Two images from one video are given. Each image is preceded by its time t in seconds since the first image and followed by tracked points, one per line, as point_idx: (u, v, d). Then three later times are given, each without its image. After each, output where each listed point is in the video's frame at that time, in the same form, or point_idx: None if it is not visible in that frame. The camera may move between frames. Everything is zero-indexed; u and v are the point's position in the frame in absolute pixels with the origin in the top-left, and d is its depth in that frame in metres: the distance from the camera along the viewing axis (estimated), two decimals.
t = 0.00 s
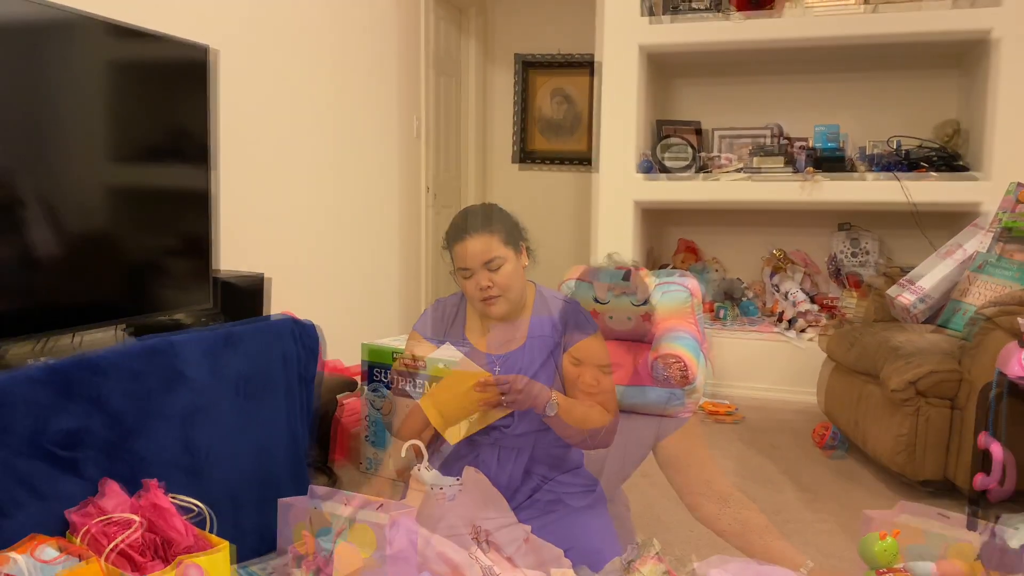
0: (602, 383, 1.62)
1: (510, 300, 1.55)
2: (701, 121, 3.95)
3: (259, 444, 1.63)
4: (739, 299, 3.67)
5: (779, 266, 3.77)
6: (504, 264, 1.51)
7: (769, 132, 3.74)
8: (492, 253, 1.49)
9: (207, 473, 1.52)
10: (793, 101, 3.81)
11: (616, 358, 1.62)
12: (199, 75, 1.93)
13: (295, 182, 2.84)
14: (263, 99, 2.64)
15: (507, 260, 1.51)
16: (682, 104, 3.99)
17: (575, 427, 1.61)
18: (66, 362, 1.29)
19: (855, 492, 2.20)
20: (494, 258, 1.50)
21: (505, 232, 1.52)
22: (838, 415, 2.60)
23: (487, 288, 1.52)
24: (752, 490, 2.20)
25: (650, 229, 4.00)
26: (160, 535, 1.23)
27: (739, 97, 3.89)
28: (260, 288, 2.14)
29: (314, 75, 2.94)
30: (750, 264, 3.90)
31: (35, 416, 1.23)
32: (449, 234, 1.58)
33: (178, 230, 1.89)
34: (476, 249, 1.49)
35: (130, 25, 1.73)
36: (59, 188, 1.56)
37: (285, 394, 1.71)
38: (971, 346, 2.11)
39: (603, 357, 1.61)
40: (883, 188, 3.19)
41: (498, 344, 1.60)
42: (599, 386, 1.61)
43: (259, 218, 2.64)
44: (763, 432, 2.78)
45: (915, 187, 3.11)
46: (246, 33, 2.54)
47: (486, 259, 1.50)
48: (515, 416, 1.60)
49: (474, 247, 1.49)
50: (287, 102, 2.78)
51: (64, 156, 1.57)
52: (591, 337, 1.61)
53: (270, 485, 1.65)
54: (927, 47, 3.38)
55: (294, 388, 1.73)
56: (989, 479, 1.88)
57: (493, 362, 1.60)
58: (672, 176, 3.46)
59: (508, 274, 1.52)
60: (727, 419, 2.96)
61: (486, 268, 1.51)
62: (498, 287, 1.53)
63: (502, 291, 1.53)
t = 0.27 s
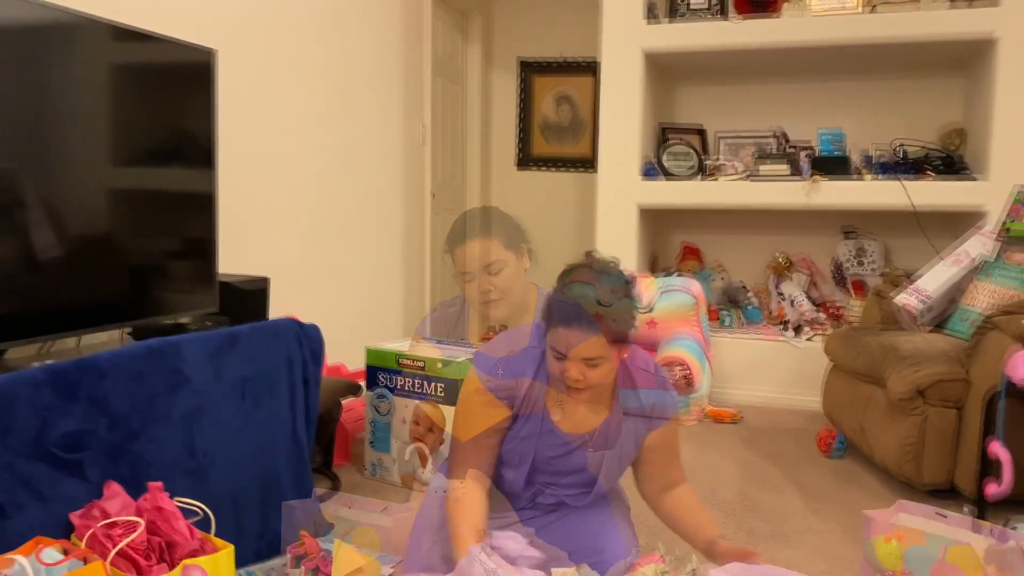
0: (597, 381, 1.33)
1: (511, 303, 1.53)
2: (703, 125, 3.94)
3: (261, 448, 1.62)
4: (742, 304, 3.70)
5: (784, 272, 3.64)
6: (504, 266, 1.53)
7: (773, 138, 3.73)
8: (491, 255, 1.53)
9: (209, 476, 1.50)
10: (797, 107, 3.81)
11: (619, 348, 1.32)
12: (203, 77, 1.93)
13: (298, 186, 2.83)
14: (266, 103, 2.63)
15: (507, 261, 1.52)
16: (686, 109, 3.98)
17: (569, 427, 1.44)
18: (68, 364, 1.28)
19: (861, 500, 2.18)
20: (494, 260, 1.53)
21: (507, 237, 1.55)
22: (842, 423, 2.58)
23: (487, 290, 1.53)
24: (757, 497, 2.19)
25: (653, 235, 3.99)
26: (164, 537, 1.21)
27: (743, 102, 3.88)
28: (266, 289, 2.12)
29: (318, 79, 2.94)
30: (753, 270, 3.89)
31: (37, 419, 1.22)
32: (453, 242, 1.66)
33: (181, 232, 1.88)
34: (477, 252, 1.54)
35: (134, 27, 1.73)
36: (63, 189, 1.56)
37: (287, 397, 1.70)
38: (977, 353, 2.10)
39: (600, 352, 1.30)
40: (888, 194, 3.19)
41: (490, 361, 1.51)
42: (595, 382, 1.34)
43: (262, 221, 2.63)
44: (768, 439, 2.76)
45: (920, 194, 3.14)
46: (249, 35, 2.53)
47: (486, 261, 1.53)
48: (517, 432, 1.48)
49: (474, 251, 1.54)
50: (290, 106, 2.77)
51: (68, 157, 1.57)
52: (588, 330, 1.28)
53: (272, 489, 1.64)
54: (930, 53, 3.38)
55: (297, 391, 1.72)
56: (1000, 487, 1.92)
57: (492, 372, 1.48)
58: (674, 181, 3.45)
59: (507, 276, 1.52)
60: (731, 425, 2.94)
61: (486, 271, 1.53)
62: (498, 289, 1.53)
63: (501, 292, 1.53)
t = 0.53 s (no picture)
0: (553, 364, 1.27)
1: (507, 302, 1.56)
2: (703, 127, 3.95)
3: (260, 448, 1.62)
4: (742, 307, 3.71)
5: (783, 273, 3.66)
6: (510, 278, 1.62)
7: (773, 140, 3.74)
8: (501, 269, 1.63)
9: (207, 476, 1.50)
10: (797, 108, 3.81)
11: (572, 330, 1.27)
12: (202, 78, 1.93)
13: (298, 187, 2.83)
14: (266, 104, 2.63)
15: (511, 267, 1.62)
16: (685, 111, 3.98)
17: (551, 419, 1.41)
18: (67, 364, 1.28)
19: (860, 500, 2.18)
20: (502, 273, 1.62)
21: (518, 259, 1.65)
22: (841, 424, 2.58)
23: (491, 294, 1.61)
24: (756, 498, 2.19)
25: (652, 236, 3.99)
26: (162, 538, 1.22)
27: (743, 104, 3.89)
28: (266, 289, 2.13)
29: (317, 79, 2.94)
30: (752, 271, 3.89)
31: (36, 419, 1.22)
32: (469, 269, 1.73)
33: (180, 232, 1.88)
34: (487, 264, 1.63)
35: (133, 27, 1.72)
36: (62, 190, 1.56)
37: (286, 397, 1.69)
38: (976, 353, 2.10)
39: (549, 332, 1.24)
40: (887, 196, 3.19)
41: (487, 360, 1.37)
42: (551, 366, 1.27)
43: (261, 222, 2.63)
44: (767, 440, 2.76)
45: (918, 195, 3.14)
46: (249, 36, 2.53)
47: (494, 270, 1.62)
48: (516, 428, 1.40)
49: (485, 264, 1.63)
50: (290, 107, 2.77)
51: (66, 157, 1.56)
52: (534, 310, 1.24)
53: (271, 490, 1.64)
54: (929, 55, 3.38)
55: (296, 392, 1.71)
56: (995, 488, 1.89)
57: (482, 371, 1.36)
58: (673, 182, 3.45)
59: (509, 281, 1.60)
60: (730, 426, 2.94)
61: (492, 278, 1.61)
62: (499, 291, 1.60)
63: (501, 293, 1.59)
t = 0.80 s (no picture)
0: (522, 352, 1.28)
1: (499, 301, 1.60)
2: (701, 127, 3.95)
3: (258, 449, 1.61)
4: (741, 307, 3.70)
5: (781, 273, 3.67)
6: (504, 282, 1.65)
7: (771, 140, 3.74)
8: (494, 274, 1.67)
9: (205, 477, 1.50)
10: (795, 108, 3.81)
11: (542, 319, 1.29)
12: (201, 78, 1.93)
13: (296, 187, 2.83)
14: (264, 104, 2.63)
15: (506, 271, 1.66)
16: (684, 111, 3.98)
17: (524, 411, 1.40)
18: (65, 364, 1.28)
19: (858, 500, 2.18)
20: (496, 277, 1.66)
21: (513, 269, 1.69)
22: (840, 424, 2.58)
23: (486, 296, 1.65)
24: (754, 498, 2.19)
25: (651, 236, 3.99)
26: (160, 538, 1.22)
27: (741, 104, 3.89)
28: (264, 289, 2.14)
29: (315, 79, 2.94)
30: (750, 271, 3.89)
31: (33, 419, 1.22)
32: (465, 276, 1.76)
33: (178, 232, 1.88)
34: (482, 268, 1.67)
35: (131, 27, 1.72)
36: (60, 190, 1.55)
37: (284, 397, 1.69)
38: (974, 353, 2.10)
39: (518, 318, 1.27)
40: (886, 196, 3.19)
41: (459, 354, 1.41)
42: (520, 353, 1.29)
43: (259, 222, 2.63)
44: (765, 440, 2.76)
45: (917, 195, 3.15)
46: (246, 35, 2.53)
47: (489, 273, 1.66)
48: (488, 422, 1.41)
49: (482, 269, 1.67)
50: (288, 107, 2.77)
51: (64, 156, 1.56)
52: (503, 294, 1.27)
53: (269, 490, 1.64)
54: (927, 55, 3.38)
55: (294, 392, 1.71)
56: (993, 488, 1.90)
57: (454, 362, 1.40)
58: (672, 182, 3.45)
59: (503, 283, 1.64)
60: (728, 426, 2.94)
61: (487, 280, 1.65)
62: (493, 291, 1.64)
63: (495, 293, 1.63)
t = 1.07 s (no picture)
0: (486, 352, 1.32)
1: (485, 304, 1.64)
2: (699, 127, 3.95)
3: (256, 449, 1.62)
4: (738, 306, 3.69)
5: (779, 273, 3.67)
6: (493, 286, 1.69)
7: (769, 140, 3.74)
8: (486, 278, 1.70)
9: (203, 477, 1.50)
10: (793, 108, 3.81)
11: (505, 320, 1.33)
12: (198, 78, 1.92)
13: (294, 187, 2.83)
14: (262, 103, 2.63)
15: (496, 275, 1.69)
16: (682, 111, 3.98)
17: (494, 410, 1.45)
18: (63, 365, 1.28)
19: (855, 499, 2.19)
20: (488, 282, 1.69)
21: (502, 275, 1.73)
22: (837, 423, 2.59)
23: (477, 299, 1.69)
24: (752, 498, 2.19)
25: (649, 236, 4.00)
26: (159, 539, 1.21)
27: (740, 104, 3.89)
28: (262, 289, 2.15)
29: (313, 79, 2.93)
30: (749, 271, 3.90)
31: (31, 420, 1.22)
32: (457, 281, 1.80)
33: (176, 233, 1.88)
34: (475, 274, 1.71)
35: (129, 27, 1.72)
36: (58, 190, 1.55)
37: (283, 398, 1.69)
38: (972, 352, 2.10)
39: (481, 319, 1.31)
40: (884, 196, 3.19)
41: (429, 351, 1.48)
42: (484, 354, 1.32)
43: (257, 222, 2.63)
44: (763, 439, 2.76)
45: (914, 195, 3.15)
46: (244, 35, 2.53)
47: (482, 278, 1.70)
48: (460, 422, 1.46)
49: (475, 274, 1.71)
50: (286, 106, 2.77)
51: (61, 156, 1.56)
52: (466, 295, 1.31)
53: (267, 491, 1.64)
54: (925, 54, 3.39)
55: (292, 392, 1.71)
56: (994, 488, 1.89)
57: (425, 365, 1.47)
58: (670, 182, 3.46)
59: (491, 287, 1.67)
60: (726, 426, 2.95)
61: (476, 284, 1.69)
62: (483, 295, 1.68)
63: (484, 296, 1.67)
